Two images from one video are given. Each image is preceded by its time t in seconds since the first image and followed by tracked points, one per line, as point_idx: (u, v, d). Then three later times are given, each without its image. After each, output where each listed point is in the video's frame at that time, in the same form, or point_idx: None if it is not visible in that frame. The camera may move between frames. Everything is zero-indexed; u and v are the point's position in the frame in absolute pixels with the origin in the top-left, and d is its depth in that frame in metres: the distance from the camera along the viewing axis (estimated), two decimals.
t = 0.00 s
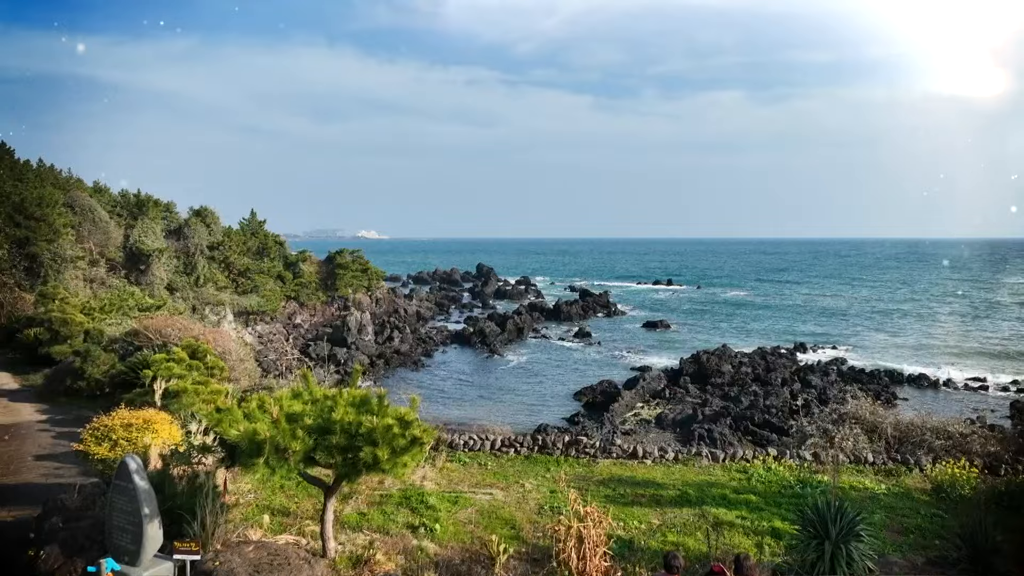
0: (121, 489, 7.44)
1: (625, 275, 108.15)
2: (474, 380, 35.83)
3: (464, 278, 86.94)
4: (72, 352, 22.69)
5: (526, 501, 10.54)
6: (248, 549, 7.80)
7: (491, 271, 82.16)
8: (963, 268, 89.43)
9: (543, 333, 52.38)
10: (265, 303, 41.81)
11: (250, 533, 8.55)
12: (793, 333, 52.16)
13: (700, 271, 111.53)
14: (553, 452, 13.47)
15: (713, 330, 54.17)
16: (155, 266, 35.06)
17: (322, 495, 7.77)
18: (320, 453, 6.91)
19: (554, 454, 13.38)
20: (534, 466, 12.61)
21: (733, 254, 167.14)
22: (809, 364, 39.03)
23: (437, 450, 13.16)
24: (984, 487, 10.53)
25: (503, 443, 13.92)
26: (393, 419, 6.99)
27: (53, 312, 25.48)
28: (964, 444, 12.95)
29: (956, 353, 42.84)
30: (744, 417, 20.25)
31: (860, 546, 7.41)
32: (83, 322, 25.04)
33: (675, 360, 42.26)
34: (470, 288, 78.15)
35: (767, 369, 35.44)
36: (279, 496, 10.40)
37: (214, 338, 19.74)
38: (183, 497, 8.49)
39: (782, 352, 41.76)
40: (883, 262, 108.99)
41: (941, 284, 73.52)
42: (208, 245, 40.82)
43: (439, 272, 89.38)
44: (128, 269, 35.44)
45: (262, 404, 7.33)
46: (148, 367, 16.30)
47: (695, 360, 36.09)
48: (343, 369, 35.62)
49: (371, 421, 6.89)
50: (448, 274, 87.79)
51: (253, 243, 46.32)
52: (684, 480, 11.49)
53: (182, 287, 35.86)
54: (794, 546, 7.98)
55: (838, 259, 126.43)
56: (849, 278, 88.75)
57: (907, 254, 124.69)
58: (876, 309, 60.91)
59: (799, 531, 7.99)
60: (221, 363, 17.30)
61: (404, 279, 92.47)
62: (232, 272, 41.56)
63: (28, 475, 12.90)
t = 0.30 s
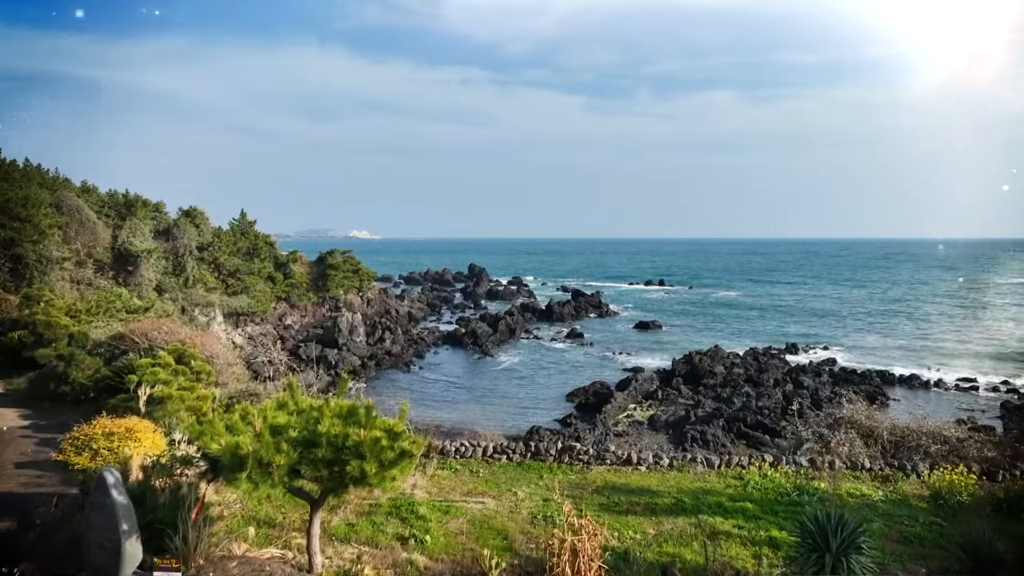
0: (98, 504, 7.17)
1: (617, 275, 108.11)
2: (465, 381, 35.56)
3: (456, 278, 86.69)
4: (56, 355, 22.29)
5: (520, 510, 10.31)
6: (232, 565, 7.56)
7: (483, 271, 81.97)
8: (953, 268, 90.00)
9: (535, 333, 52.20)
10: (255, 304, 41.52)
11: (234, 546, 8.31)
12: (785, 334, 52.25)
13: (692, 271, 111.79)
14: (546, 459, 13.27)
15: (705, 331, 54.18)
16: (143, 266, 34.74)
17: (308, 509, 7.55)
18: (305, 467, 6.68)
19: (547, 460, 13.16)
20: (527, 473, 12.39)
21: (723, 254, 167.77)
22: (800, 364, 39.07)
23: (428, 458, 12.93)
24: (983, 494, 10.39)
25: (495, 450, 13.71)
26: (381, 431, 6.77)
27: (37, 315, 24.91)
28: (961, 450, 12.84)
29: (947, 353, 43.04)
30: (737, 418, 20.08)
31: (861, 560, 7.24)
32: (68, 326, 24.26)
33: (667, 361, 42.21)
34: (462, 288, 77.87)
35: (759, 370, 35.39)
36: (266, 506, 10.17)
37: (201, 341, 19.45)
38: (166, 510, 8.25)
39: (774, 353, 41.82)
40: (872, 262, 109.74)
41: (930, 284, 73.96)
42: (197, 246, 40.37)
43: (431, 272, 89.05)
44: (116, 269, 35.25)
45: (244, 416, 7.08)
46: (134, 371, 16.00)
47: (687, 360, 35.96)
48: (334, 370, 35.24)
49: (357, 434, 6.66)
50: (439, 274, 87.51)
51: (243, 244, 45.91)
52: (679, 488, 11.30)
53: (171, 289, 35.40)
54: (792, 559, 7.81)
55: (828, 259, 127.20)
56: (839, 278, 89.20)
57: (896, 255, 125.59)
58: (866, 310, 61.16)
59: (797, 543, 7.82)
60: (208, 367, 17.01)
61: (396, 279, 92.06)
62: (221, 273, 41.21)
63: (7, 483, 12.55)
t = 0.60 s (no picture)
0: (75, 521, 6.90)
1: (609, 275, 108.13)
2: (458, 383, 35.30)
3: (448, 279, 86.44)
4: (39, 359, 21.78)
5: (513, 520, 10.08)
6: None
7: (475, 272, 81.77)
8: (941, 269, 90.67)
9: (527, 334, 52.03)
10: (245, 305, 41.11)
11: (219, 561, 8.04)
12: (776, 334, 52.34)
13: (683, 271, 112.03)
14: (539, 466, 13.04)
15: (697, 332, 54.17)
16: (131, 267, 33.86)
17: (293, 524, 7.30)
18: (290, 483, 6.43)
19: (540, 468, 12.94)
20: (520, 481, 12.17)
21: (713, 254, 168.47)
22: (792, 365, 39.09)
23: (419, 465, 12.67)
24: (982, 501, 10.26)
25: (487, 457, 13.47)
26: (369, 444, 6.54)
27: (21, 317, 24.39)
28: (957, 455, 12.74)
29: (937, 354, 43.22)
30: (729, 420, 19.91)
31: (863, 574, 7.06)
32: (53, 329, 23.83)
33: (659, 362, 42.12)
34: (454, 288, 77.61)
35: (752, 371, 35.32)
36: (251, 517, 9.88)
37: (188, 344, 19.10)
38: (147, 523, 7.98)
39: (766, 353, 41.84)
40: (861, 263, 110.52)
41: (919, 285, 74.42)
42: (186, 247, 39.91)
43: (422, 272, 88.74)
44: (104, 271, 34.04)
45: (227, 428, 6.82)
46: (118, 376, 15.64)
47: (680, 361, 35.85)
48: (324, 372, 34.90)
49: (345, 447, 6.42)
50: (431, 275, 87.23)
51: (233, 245, 45.49)
52: (675, 496, 11.09)
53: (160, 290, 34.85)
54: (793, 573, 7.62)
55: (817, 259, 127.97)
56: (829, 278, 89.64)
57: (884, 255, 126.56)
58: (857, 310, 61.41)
59: (797, 556, 7.63)
60: (195, 373, 16.68)
61: (387, 279, 91.67)
62: (211, 273, 40.84)
63: None
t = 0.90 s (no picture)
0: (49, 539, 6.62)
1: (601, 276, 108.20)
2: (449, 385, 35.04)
3: (440, 279, 86.21)
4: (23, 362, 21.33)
5: (505, 531, 9.85)
6: None
7: (467, 272, 81.58)
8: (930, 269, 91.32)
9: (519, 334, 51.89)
10: (235, 306, 40.73)
11: None
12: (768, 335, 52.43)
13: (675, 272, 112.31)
14: (531, 474, 12.83)
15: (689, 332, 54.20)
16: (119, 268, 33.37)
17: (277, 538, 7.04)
18: (274, 500, 6.18)
19: (533, 475, 12.72)
20: (513, 489, 11.95)
21: (703, 254, 169.16)
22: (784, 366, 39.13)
23: (409, 473, 12.41)
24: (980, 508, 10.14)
25: (479, 464, 13.25)
26: (356, 458, 6.30)
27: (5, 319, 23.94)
28: (954, 460, 12.64)
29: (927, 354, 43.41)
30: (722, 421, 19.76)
31: None
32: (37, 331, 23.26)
33: (651, 363, 42.04)
34: (446, 289, 77.36)
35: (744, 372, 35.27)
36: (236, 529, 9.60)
37: (175, 347, 18.77)
38: (127, 539, 7.70)
39: (758, 354, 41.88)
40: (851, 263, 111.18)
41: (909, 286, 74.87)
42: (175, 247, 39.47)
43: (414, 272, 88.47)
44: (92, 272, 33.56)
45: (208, 441, 6.56)
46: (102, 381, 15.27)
47: (672, 362, 35.76)
48: (315, 374, 34.58)
49: (330, 462, 6.17)
50: (423, 275, 87.00)
51: (223, 245, 45.03)
52: (670, 504, 10.90)
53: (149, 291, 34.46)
54: None
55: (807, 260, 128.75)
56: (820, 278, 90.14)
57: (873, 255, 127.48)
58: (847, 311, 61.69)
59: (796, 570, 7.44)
60: (181, 377, 16.34)
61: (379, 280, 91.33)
62: (200, 274, 40.47)
63: None
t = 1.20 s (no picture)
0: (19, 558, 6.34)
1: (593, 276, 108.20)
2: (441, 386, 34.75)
3: (432, 279, 85.90)
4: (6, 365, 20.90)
5: (496, 542, 9.60)
6: None
7: (459, 272, 81.32)
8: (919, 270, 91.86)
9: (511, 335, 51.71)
10: (225, 307, 40.26)
11: None
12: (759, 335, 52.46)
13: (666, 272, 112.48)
14: (524, 481, 12.58)
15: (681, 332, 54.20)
16: (107, 269, 32.86)
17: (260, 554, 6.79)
18: (257, 517, 5.93)
19: (526, 482, 12.47)
20: (505, 497, 11.71)
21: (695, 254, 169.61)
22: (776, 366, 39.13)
23: (399, 480, 12.13)
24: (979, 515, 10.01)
25: (471, 471, 12.99)
26: (342, 472, 6.06)
27: None
28: (951, 465, 12.52)
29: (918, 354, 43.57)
30: (715, 423, 19.62)
31: None
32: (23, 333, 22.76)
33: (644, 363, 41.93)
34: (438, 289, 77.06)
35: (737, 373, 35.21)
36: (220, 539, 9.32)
37: (162, 350, 18.45)
38: (105, 555, 7.43)
39: (750, 354, 41.89)
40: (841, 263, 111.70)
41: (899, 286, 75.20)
42: (164, 247, 38.97)
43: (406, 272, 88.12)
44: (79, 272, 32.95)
45: (186, 455, 6.29)
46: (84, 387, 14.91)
47: (665, 362, 35.63)
48: (305, 376, 34.25)
49: (315, 478, 5.91)
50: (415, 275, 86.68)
51: (212, 245, 44.51)
52: (666, 512, 10.68)
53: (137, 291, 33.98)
54: None
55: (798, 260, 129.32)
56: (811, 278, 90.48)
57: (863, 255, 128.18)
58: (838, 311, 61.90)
59: None
60: (167, 382, 16.00)
61: (370, 280, 90.90)
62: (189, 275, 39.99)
63: None
